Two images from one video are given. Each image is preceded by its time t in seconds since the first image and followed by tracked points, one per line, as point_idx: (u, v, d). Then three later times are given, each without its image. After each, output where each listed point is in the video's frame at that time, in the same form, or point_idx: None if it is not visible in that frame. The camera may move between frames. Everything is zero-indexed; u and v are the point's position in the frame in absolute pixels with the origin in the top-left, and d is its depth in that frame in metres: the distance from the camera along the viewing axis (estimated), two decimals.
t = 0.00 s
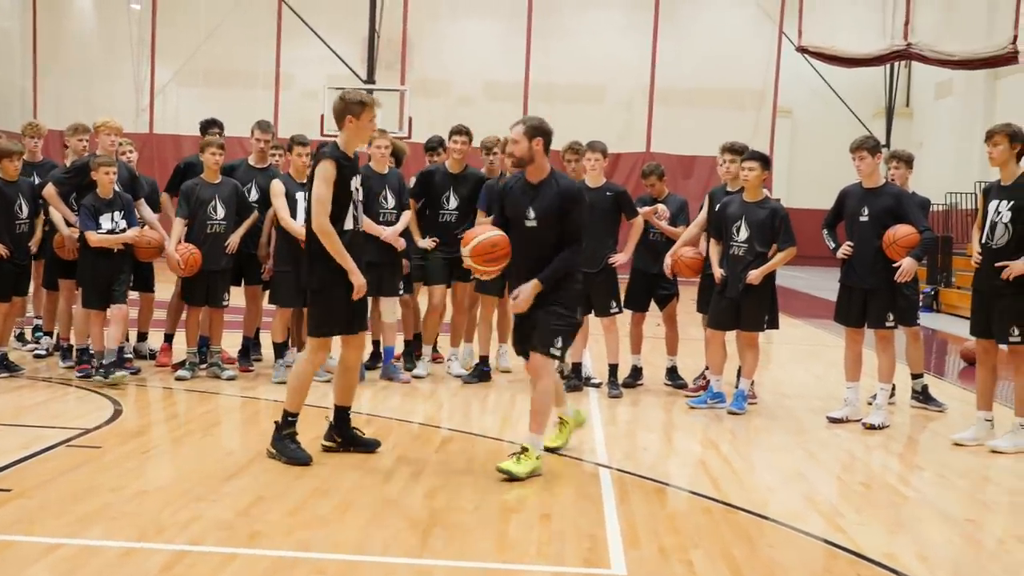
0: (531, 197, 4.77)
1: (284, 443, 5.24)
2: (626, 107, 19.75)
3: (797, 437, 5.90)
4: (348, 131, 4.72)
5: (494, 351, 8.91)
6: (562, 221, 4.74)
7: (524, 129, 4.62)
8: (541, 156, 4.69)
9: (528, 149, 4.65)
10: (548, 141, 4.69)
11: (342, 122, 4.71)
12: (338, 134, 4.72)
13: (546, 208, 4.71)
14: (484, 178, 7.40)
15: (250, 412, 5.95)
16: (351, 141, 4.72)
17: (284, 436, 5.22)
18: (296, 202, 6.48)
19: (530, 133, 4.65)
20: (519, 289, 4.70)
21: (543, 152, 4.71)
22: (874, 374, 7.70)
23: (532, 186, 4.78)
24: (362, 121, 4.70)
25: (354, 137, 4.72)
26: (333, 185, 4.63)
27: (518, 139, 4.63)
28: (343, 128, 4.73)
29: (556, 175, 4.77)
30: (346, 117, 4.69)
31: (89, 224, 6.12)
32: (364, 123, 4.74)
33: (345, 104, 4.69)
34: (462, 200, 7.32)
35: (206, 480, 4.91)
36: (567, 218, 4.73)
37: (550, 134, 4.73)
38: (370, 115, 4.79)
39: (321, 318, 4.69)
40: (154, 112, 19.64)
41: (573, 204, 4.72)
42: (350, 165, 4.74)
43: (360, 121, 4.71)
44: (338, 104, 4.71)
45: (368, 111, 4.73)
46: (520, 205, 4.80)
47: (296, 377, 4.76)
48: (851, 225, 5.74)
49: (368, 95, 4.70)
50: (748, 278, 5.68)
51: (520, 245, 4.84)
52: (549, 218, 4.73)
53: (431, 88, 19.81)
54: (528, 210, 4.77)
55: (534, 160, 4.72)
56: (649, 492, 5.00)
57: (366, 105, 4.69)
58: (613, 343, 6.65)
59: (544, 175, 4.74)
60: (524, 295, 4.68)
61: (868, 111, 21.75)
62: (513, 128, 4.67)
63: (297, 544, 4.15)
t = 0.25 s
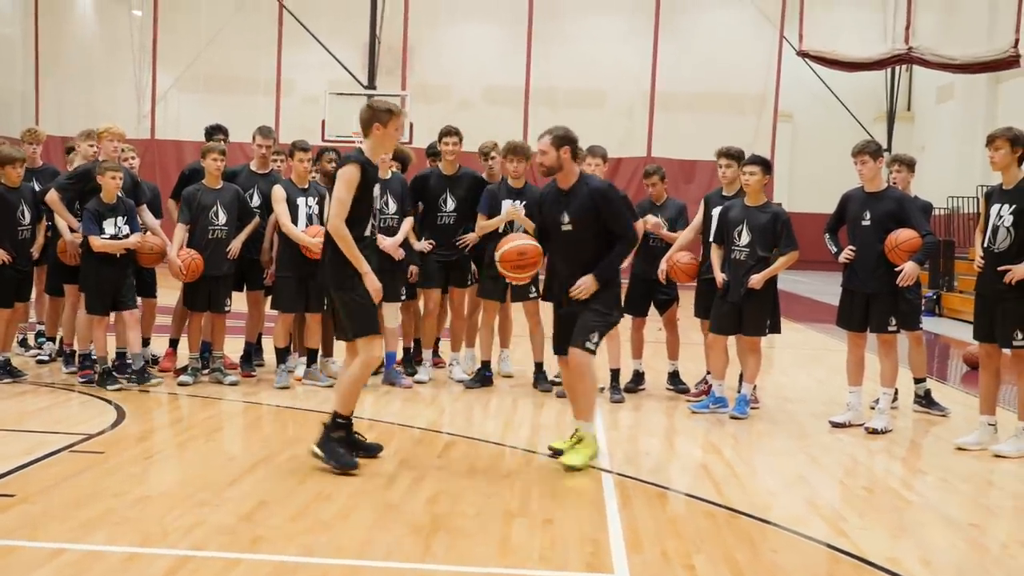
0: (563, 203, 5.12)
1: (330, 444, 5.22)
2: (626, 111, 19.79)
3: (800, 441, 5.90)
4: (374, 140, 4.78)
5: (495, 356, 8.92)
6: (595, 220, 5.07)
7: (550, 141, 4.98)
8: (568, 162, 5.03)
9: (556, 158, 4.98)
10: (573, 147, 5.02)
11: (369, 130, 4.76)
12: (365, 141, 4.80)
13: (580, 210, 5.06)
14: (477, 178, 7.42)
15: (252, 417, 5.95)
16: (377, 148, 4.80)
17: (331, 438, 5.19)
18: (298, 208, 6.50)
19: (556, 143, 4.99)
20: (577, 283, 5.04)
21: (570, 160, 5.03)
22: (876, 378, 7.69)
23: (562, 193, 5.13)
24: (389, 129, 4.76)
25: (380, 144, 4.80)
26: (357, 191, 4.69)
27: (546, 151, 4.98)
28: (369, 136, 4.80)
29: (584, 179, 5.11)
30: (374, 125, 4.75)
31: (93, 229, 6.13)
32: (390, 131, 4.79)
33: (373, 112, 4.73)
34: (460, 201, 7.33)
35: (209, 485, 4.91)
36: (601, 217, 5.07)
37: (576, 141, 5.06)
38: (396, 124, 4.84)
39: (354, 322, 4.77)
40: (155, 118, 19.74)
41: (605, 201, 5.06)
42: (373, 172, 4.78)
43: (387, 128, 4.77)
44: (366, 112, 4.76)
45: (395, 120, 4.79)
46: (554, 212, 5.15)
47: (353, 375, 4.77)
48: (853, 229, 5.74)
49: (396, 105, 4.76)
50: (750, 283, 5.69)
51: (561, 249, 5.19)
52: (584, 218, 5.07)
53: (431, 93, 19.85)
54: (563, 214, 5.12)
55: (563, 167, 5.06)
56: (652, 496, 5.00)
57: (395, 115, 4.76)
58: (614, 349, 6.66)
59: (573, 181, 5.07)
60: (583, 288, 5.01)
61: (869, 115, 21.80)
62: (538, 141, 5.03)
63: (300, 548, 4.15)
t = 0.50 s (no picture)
0: (594, 214, 5.17)
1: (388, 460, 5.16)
2: (628, 114, 19.73)
3: (803, 444, 5.90)
4: (403, 149, 4.80)
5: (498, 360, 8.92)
6: (624, 234, 5.11)
7: (590, 152, 5.03)
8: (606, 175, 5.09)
9: (594, 170, 5.05)
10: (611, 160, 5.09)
11: (398, 140, 4.79)
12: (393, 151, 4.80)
13: (609, 223, 5.11)
14: (473, 179, 7.35)
15: (254, 421, 5.95)
16: (405, 158, 4.81)
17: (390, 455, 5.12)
18: (300, 212, 6.50)
19: (596, 155, 5.05)
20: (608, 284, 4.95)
21: (608, 171, 5.10)
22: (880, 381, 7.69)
23: (595, 204, 5.18)
24: (419, 139, 4.80)
25: (408, 153, 4.81)
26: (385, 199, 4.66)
27: (585, 161, 5.04)
28: (398, 146, 4.81)
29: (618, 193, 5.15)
30: (404, 135, 4.77)
31: (101, 232, 6.19)
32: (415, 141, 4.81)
33: (403, 122, 4.75)
34: (457, 204, 7.29)
35: (212, 489, 4.91)
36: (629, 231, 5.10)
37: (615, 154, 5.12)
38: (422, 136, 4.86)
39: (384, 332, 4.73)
40: (158, 122, 19.76)
41: (635, 217, 5.06)
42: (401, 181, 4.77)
43: (417, 139, 4.81)
44: (395, 122, 4.78)
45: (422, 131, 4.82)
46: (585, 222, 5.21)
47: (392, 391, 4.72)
48: (855, 231, 5.74)
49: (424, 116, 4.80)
50: (753, 285, 5.68)
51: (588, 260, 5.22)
52: (613, 232, 5.12)
53: (434, 97, 19.85)
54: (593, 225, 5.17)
55: (600, 179, 5.12)
56: (654, 499, 5.00)
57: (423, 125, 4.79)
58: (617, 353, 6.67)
59: (608, 192, 5.12)
60: (614, 289, 4.92)
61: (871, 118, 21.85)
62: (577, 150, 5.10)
63: (303, 552, 4.15)
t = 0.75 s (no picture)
0: (602, 196, 5.16)
1: (384, 464, 5.11)
2: (627, 112, 19.73)
3: (802, 444, 5.87)
4: (427, 151, 4.79)
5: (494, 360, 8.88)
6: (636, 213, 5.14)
7: (595, 136, 5.00)
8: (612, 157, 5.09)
9: (601, 154, 5.02)
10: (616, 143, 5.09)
11: (422, 141, 4.77)
12: (418, 151, 4.80)
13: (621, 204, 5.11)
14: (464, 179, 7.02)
15: (248, 422, 5.91)
16: (429, 159, 4.80)
17: (387, 458, 5.08)
18: (294, 211, 6.44)
19: (600, 139, 5.02)
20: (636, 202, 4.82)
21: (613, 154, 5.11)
22: (880, 381, 7.66)
23: (601, 185, 5.18)
24: (443, 141, 4.77)
25: (432, 155, 4.79)
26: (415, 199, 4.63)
27: (591, 147, 5.01)
28: (422, 147, 4.80)
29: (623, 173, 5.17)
30: (427, 137, 4.75)
31: (103, 229, 6.21)
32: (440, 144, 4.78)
33: (427, 123, 4.73)
34: (448, 203, 7.08)
35: (206, 491, 4.86)
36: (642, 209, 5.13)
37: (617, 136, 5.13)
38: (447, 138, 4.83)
39: (395, 335, 4.73)
40: (151, 122, 19.71)
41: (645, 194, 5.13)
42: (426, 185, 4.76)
43: (441, 140, 4.78)
44: (419, 123, 4.76)
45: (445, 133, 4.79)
46: (592, 203, 5.19)
47: (396, 394, 4.69)
48: (853, 230, 5.71)
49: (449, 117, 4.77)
50: (751, 285, 5.65)
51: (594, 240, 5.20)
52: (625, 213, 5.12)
53: (429, 96, 19.82)
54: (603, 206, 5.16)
55: (606, 162, 5.12)
56: (652, 499, 4.97)
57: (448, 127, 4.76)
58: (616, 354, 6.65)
59: (615, 174, 5.14)
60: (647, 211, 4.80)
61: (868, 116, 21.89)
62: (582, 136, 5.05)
63: (298, 554, 4.11)
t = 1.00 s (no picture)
0: (612, 230, 4.80)
1: (395, 467, 4.75)
2: (628, 102, 19.44)
3: (815, 452, 5.58)
4: (448, 174, 4.59)
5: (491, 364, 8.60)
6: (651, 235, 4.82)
7: (593, 175, 4.63)
8: (613, 193, 4.72)
9: (601, 192, 4.67)
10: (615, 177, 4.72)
11: (442, 164, 4.57)
12: (438, 174, 4.62)
13: (635, 233, 4.77)
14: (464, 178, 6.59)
15: (231, 431, 5.63)
16: (451, 182, 4.61)
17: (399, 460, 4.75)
18: (279, 207, 6.17)
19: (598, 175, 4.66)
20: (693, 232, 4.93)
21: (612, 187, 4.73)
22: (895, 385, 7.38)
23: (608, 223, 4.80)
24: (463, 163, 4.56)
25: (453, 177, 4.59)
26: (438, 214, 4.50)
27: (590, 188, 4.64)
28: (443, 170, 4.61)
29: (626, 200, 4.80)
30: (447, 159, 4.55)
31: (86, 227, 5.91)
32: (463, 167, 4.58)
33: (447, 146, 4.54)
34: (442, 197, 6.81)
35: (185, 504, 4.57)
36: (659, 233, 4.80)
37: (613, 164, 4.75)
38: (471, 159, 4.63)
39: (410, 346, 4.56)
40: (128, 113, 19.26)
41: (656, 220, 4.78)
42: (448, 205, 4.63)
43: (461, 162, 4.57)
44: (438, 145, 4.58)
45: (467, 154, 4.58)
46: (603, 239, 4.83)
47: (421, 391, 4.49)
48: (870, 227, 5.42)
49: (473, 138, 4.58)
50: (762, 285, 5.37)
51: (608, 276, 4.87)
52: (640, 240, 4.79)
53: (422, 85, 19.55)
54: (615, 241, 4.81)
55: (607, 198, 4.72)
56: (657, 511, 4.69)
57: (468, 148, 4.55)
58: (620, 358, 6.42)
59: (620, 207, 4.76)
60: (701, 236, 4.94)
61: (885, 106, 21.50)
62: (579, 175, 4.68)
63: (282, 571, 3.82)
